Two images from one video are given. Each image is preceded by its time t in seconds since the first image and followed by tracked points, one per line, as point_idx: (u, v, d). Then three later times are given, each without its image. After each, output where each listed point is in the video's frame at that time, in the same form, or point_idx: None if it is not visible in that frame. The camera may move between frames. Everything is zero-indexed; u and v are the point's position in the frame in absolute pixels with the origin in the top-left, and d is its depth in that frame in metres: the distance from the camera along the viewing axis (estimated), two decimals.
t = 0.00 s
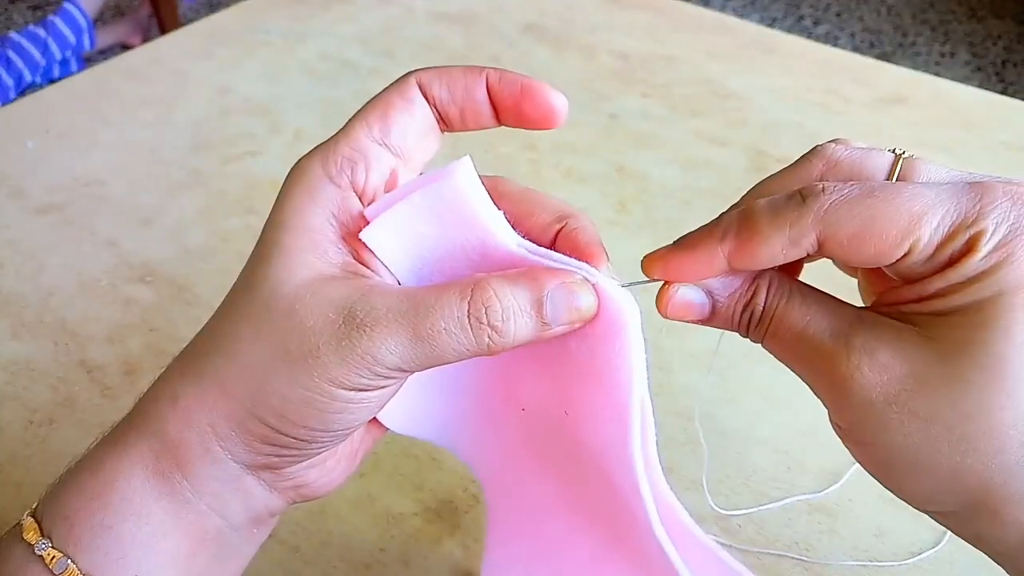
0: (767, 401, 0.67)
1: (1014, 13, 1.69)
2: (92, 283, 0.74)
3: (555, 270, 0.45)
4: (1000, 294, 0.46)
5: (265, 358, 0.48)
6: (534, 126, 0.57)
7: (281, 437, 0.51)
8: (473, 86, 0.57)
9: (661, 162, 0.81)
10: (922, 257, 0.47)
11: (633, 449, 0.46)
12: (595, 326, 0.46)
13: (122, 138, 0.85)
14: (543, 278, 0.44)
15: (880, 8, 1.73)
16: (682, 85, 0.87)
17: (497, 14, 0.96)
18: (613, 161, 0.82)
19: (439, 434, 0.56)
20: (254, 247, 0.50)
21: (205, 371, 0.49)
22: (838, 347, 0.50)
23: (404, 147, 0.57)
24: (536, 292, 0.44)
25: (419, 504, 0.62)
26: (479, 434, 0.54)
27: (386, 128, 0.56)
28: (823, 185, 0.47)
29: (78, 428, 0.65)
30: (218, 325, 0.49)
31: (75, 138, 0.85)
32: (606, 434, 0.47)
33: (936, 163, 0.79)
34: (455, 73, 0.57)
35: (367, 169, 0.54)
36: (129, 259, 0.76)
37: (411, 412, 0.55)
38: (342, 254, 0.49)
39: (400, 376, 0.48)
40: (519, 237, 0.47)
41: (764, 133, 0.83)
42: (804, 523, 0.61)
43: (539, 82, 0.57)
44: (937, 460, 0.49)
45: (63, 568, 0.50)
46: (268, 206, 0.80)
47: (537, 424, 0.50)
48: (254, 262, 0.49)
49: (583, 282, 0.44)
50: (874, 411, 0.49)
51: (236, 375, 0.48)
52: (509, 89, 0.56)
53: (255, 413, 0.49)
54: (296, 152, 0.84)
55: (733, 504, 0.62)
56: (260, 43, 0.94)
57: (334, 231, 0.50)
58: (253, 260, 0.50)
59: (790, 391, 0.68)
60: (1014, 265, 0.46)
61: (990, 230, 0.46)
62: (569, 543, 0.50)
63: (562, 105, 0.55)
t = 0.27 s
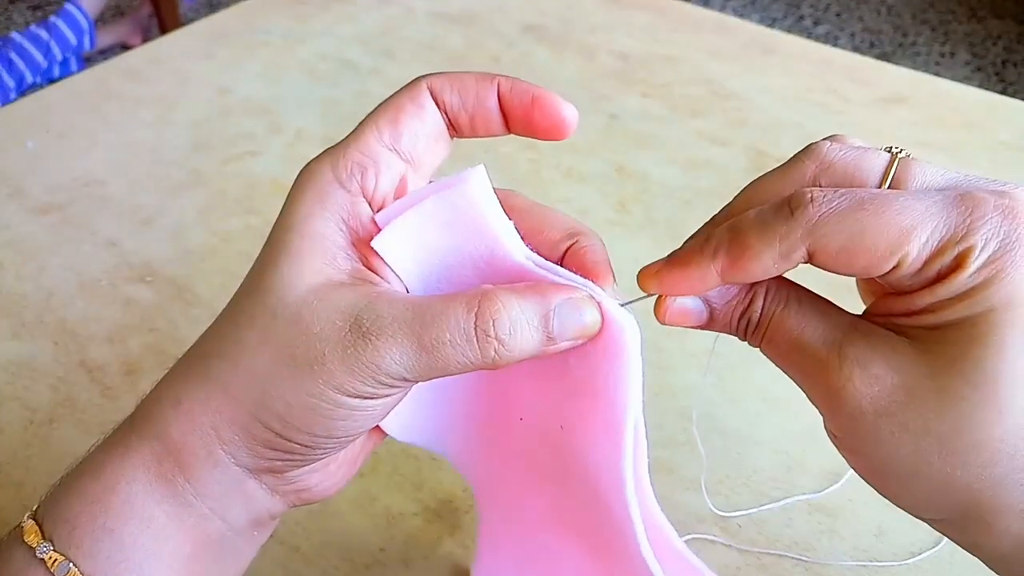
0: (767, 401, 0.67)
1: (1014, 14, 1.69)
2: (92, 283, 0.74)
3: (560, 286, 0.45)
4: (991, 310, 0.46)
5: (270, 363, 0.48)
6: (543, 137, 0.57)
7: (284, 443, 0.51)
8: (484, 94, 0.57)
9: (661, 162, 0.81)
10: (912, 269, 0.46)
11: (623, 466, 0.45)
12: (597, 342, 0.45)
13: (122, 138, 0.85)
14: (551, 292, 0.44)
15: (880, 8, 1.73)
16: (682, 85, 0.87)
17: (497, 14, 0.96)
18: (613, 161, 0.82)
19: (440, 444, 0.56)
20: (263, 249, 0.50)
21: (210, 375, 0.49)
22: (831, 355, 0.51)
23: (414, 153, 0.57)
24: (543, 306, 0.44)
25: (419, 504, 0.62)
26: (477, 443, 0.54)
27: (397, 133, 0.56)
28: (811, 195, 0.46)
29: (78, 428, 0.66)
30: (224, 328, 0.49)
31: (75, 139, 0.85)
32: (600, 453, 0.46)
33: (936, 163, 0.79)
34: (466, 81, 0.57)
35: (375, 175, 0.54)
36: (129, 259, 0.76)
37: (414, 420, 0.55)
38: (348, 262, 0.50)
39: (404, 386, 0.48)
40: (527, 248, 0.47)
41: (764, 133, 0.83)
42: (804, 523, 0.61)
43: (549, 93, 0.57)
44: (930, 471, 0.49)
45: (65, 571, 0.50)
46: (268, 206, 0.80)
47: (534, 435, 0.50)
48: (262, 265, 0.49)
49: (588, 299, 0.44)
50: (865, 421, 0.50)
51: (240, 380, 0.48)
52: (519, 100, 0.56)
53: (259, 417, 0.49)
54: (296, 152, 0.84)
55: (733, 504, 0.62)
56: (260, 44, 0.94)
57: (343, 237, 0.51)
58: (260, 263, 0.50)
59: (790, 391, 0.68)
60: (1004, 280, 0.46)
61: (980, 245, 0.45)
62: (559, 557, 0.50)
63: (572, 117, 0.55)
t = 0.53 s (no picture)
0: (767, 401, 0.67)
1: (1014, 14, 1.69)
2: (92, 282, 0.74)
3: (564, 292, 0.45)
4: (989, 318, 0.46)
5: (270, 363, 0.48)
6: (543, 141, 0.57)
7: (285, 442, 0.51)
8: (486, 99, 0.57)
9: (661, 162, 0.81)
10: (910, 274, 0.46)
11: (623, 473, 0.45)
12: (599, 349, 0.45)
13: (122, 138, 0.85)
14: (553, 297, 0.44)
15: (880, 8, 1.73)
16: (682, 85, 0.87)
17: (497, 14, 0.96)
18: (613, 161, 0.82)
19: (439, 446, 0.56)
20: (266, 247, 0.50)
21: (211, 373, 0.49)
22: (831, 358, 0.50)
23: (415, 155, 0.57)
24: (546, 311, 0.44)
25: (419, 504, 0.62)
26: (477, 444, 0.54)
27: (398, 135, 0.56)
28: (810, 197, 0.46)
29: (78, 428, 0.66)
30: (225, 325, 0.49)
31: (75, 139, 0.85)
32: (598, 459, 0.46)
33: (936, 163, 0.79)
34: (469, 86, 0.57)
35: (376, 175, 0.54)
36: (129, 259, 0.76)
37: (414, 421, 0.55)
38: (349, 262, 0.49)
39: (404, 387, 0.49)
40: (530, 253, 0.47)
41: (764, 133, 0.83)
42: (804, 523, 0.61)
43: (550, 97, 0.57)
44: (926, 472, 0.50)
45: (64, 571, 0.50)
46: (268, 206, 0.80)
47: (534, 438, 0.50)
48: (264, 263, 0.49)
49: (592, 305, 0.44)
50: (862, 423, 0.50)
51: (240, 379, 0.48)
52: (520, 105, 0.56)
53: (260, 417, 0.49)
54: (296, 152, 0.84)
55: (733, 504, 0.62)
56: (260, 44, 0.94)
57: (345, 236, 0.50)
58: (261, 262, 0.50)
59: (790, 391, 0.68)
60: (1003, 288, 0.45)
61: (978, 253, 0.45)
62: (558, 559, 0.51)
63: (572, 124, 0.55)
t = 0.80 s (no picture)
0: (768, 401, 0.67)
1: (1014, 14, 1.69)
2: (92, 282, 0.74)
3: (565, 296, 0.45)
4: (982, 326, 0.46)
5: (270, 364, 0.48)
6: (545, 144, 0.58)
7: (284, 442, 0.51)
8: (489, 101, 0.57)
9: (661, 162, 0.81)
10: (903, 283, 0.46)
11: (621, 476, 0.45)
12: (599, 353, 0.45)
13: (122, 138, 0.85)
14: (554, 302, 0.44)
15: (880, 9, 1.73)
16: (682, 84, 0.87)
17: (497, 14, 0.96)
18: (613, 161, 0.82)
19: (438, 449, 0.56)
20: (267, 246, 0.50)
21: (211, 373, 0.49)
22: (826, 366, 0.51)
23: (416, 156, 0.57)
24: (547, 315, 0.44)
25: (419, 504, 0.62)
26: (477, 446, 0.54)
27: (400, 136, 0.56)
28: (802, 204, 0.45)
29: (78, 428, 0.66)
30: (225, 325, 0.49)
31: (75, 138, 0.85)
32: (596, 464, 0.47)
33: (936, 163, 0.79)
34: (472, 87, 0.57)
35: (378, 177, 0.54)
36: (129, 259, 0.76)
37: (414, 423, 0.55)
38: (350, 263, 0.49)
39: (404, 389, 0.49)
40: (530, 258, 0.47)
41: (764, 133, 0.83)
42: (804, 523, 0.61)
43: (554, 101, 0.57)
44: (921, 481, 0.49)
45: (63, 571, 0.50)
46: (268, 206, 0.80)
47: (533, 440, 0.50)
48: (265, 263, 0.49)
49: (593, 310, 0.44)
50: (857, 432, 0.50)
51: (240, 379, 0.48)
52: (523, 108, 0.56)
53: (259, 418, 0.49)
54: (296, 152, 0.84)
55: (733, 504, 0.62)
56: (260, 44, 0.94)
57: (346, 237, 0.50)
58: (262, 262, 0.50)
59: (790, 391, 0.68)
60: (997, 296, 0.45)
61: (971, 262, 0.45)
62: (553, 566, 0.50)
63: (576, 128, 0.56)
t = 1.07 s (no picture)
0: (768, 401, 0.67)
1: (1014, 14, 1.69)
2: (92, 282, 0.74)
3: (564, 290, 0.45)
4: (971, 335, 0.46)
5: (273, 362, 0.48)
6: (541, 142, 0.58)
7: (288, 441, 0.51)
8: (483, 101, 0.57)
9: (661, 162, 0.81)
10: (896, 290, 0.46)
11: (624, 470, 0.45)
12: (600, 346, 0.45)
13: (122, 138, 0.85)
14: (554, 295, 0.44)
15: (880, 8, 1.73)
16: (682, 84, 0.87)
17: (497, 14, 0.96)
18: (613, 161, 0.82)
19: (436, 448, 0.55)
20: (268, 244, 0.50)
21: (214, 372, 0.49)
22: (816, 381, 0.50)
23: (415, 155, 0.56)
24: (547, 309, 0.44)
25: (420, 504, 0.62)
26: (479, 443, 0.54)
27: (399, 135, 0.56)
28: (794, 215, 0.45)
29: (78, 428, 0.66)
30: (228, 324, 0.49)
31: (75, 138, 0.85)
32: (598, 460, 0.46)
33: (935, 163, 0.79)
34: (467, 87, 0.57)
35: (377, 176, 0.54)
36: (129, 259, 0.76)
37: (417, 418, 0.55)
38: (351, 261, 0.49)
39: (407, 385, 0.49)
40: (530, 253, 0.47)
41: (764, 133, 0.83)
42: (804, 523, 0.61)
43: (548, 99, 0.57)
44: (911, 491, 0.49)
45: (67, 570, 0.50)
46: (268, 206, 0.80)
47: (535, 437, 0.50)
48: (267, 260, 0.49)
49: (593, 303, 0.44)
50: (849, 445, 0.50)
51: (243, 378, 0.48)
52: (518, 106, 0.57)
53: (262, 416, 0.49)
54: (296, 151, 0.84)
55: (733, 504, 0.62)
56: (260, 43, 0.94)
57: (347, 234, 0.50)
58: (262, 262, 0.50)
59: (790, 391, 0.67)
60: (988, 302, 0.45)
61: (961, 270, 0.45)
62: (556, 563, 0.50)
63: (571, 125, 0.56)
